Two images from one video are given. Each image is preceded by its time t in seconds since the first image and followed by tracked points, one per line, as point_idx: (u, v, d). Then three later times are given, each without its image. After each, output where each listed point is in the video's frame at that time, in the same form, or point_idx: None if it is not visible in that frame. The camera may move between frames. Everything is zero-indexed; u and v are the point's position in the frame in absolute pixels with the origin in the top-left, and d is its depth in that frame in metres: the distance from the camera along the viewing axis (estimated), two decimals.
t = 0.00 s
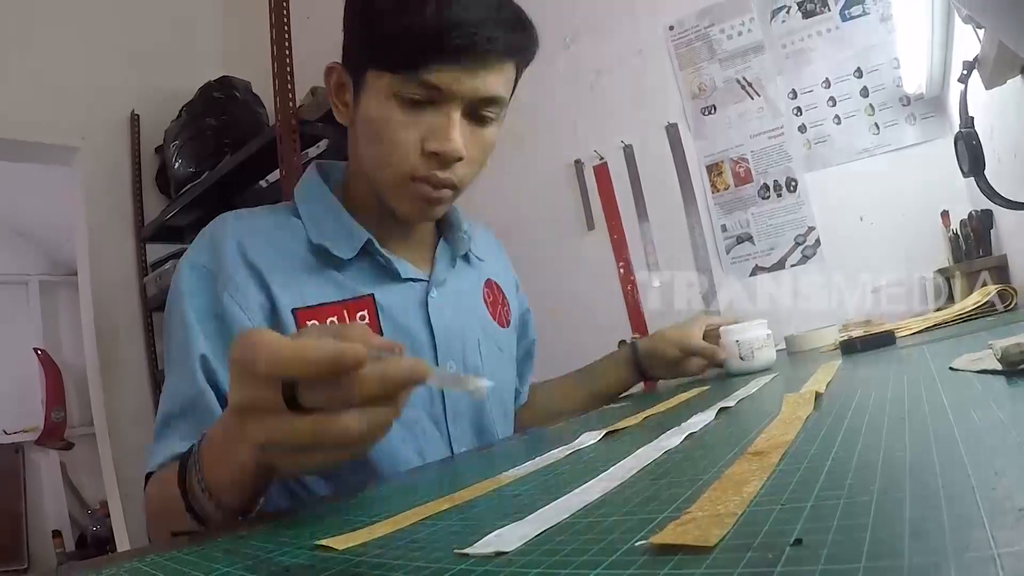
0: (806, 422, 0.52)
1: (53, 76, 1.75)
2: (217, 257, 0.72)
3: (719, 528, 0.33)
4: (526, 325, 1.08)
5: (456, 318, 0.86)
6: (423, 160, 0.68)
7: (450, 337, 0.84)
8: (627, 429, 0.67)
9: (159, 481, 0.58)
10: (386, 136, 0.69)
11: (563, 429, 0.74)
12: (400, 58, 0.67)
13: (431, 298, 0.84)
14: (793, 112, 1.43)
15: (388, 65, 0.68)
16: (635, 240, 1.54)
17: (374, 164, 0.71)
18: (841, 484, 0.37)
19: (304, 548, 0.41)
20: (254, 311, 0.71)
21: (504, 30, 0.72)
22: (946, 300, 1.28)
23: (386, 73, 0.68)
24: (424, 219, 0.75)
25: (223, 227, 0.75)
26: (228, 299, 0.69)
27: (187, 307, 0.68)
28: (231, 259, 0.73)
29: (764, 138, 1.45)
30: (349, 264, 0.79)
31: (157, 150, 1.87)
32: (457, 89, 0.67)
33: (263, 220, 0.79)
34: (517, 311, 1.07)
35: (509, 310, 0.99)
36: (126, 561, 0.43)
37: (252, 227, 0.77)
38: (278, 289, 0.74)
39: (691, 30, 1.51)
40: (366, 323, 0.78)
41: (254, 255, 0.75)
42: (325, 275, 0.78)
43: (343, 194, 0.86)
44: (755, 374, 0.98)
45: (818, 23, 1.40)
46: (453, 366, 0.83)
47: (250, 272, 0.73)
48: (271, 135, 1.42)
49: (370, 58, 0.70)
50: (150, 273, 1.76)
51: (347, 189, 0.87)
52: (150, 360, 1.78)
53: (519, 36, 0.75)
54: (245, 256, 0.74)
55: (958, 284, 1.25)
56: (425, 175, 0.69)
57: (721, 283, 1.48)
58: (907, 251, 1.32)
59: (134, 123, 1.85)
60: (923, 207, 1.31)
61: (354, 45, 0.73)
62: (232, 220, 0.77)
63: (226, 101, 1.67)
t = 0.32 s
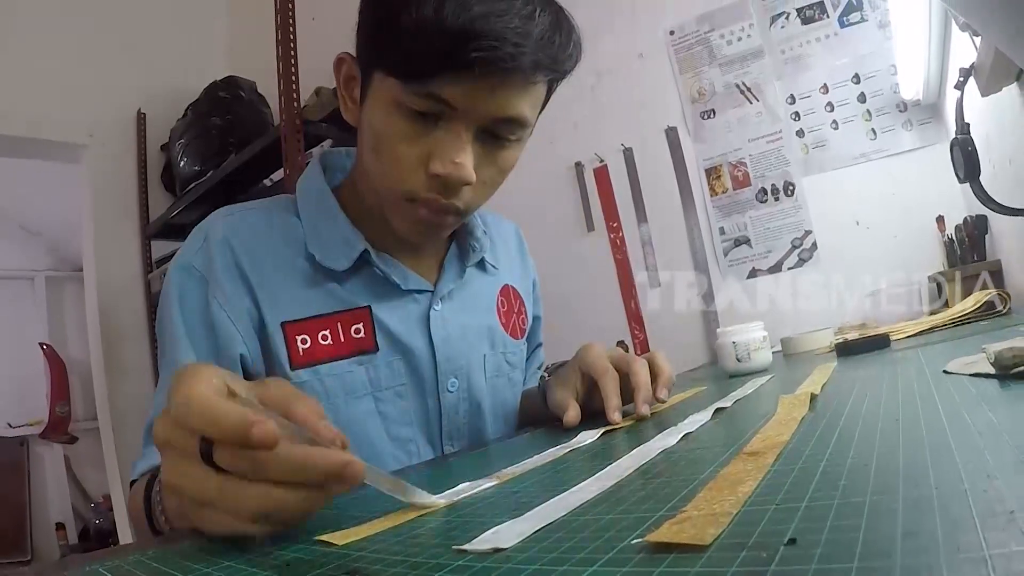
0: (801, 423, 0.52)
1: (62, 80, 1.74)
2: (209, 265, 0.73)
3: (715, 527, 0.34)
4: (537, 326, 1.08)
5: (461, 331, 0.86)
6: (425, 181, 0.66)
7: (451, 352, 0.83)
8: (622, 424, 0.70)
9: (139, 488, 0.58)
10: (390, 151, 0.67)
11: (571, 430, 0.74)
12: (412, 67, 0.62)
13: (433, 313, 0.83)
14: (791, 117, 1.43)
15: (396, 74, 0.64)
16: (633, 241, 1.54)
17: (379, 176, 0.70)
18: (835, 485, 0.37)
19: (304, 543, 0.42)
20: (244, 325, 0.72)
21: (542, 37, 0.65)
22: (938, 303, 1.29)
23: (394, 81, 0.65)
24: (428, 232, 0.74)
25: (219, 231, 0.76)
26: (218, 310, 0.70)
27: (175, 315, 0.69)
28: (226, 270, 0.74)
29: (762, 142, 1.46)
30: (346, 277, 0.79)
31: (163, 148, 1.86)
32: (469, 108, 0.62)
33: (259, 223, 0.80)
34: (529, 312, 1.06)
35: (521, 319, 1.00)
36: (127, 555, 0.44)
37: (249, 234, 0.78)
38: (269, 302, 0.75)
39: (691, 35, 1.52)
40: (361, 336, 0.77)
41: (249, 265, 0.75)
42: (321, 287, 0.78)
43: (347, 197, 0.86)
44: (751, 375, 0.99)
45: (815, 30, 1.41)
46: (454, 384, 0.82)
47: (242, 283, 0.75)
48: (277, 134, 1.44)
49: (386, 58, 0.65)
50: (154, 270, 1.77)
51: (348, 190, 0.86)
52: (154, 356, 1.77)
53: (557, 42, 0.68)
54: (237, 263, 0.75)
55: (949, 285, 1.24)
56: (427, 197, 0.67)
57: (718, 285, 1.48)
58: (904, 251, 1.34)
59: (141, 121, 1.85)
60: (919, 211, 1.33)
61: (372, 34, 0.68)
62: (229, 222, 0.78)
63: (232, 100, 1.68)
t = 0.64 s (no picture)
0: (796, 423, 0.53)
1: (71, 77, 1.76)
2: (214, 263, 0.73)
3: (710, 526, 0.34)
4: (537, 327, 1.09)
5: (460, 331, 0.86)
6: (414, 174, 0.66)
7: (450, 352, 0.83)
8: (619, 424, 0.70)
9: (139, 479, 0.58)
10: (381, 146, 0.68)
11: (569, 428, 0.75)
12: (397, 62, 0.63)
13: (433, 313, 0.84)
14: (789, 121, 1.44)
15: (385, 69, 0.65)
16: (631, 242, 1.55)
17: (372, 171, 0.71)
18: (828, 485, 0.38)
19: (303, 538, 0.42)
20: (246, 322, 0.72)
21: (527, 30, 0.65)
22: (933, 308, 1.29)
23: (384, 78, 0.66)
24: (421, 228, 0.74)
25: (222, 230, 0.77)
26: (222, 307, 0.71)
27: (178, 311, 0.69)
28: (230, 268, 0.74)
29: (761, 146, 1.46)
30: (346, 279, 0.80)
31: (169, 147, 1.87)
32: (454, 102, 0.63)
33: (262, 224, 0.80)
34: (530, 314, 1.07)
35: (521, 320, 1.00)
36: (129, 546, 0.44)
37: (252, 234, 0.78)
38: (271, 300, 0.75)
39: (691, 40, 1.52)
40: (361, 335, 0.78)
41: (252, 264, 0.76)
42: (321, 286, 0.79)
43: (348, 199, 0.86)
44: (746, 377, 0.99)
45: (813, 36, 1.41)
46: (453, 383, 0.82)
47: (244, 280, 0.75)
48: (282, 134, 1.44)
49: (375, 55, 0.66)
50: (160, 266, 1.77)
51: (349, 192, 0.87)
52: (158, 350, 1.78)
53: (544, 34, 0.68)
54: (239, 260, 0.76)
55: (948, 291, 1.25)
56: (416, 190, 0.67)
57: (715, 287, 1.48)
58: (899, 256, 1.35)
59: (147, 120, 1.85)
60: (913, 218, 1.34)
61: (363, 33, 0.69)
62: (233, 221, 0.78)
63: (237, 100, 1.68)
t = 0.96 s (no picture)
0: (792, 423, 0.54)
1: (78, 75, 1.76)
2: (217, 262, 0.74)
3: (706, 524, 0.35)
4: (536, 327, 1.09)
5: (460, 330, 0.87)
6: (413, 174, 0.66)
7: (449, 351, 0.84)
8: (617, 425, 0.70)
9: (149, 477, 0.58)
10: (380, 146, 0.68)
11: (569, 426, 0.75)
12: (395, 61, 0.64)
13: (433, 312, 0.84)
14: (787, 126, 1.44)
15: (383, 69, 0.65)
16: (630, 244, 1.56)
17: (371, 171, 0.71)
18: (822, 486, 0.38)
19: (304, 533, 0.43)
20: (249, 320, 0.73)
21: (523, 32, 0.66)
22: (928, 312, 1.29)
23: (382, 78, 0.66)
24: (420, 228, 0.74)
25: (225, 229, 0.77)
26: (226, 306, 0.71)
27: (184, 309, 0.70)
28: (233, 268, 0.75)
29: (758, 151, 1.46)
30: (348, 279, 0.80)
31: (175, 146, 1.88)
32: (450, 102, 0.63)
33: (264, 223, 0.81)
34: (529, 313, 1.08)
35: (521, 319, 1.01)
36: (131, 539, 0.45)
37: (256, 234, 0.79)
38: (273, 300, 0.76)
39: (691, 45, 1.52)
40: (361, 334, 0.78)
41: (255, 263, 0.76)
42: (322, 286, 0.79)
43: (350, 199, 0.87)
44: (741, 378, 1.00)
45: (811, 42, 1.42)
46: (452, 382, 0.83)
47: (246, 279, 0.75)
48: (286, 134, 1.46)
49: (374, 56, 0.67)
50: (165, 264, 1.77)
51: (351, 192, 0.87)
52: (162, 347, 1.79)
53: (540, 37, 0.69)
54: (242, 260, 0.76)
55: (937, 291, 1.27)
56: (415, 190, 0.67)
57: (712, 290, 1.49)
58: (893, 260, 1.35)
59: (154, 119, 1.86)
60: (908, 223, 1.34)
61: (363, 35, 0.70)
62: (236, 220, 0.79)
63: (243, 100, 1.68)
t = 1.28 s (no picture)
0: (788, 424, 0.54)
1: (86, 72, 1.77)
2: (227, 259, 0.74)
3: (701, 523, 0.35)
4: (537, 328, 1.10)
5: (462, 328, 0.87)
6: (441, 183, 0.67)
7: (450, 347, 0.84)
8: (614, 424, 0.70)
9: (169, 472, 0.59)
10: (407, 154, 0.68)
11: (566, 424, 0.76)
12: (428, 73, 0.63)
13: (435, 310, 0.85)
14: (785, 131, 1.45)
15: (414, 79, 0.65)
16: (629, 245, 1.56)
17: (394, 177, 0.72)
18: (816, 487, 0.39)
19: (304, 528, 0.43)
20: (256, 315, 0.74)
21: (552, 48, 0.67)
22: (922, 316, 1.30)
23: (411, 87, 0.66)
24: (440, 231, 0.76)
25: (236, 225, 0.78)
26: (235, 302, 0.72)
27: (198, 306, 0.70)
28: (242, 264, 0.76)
29: (756, 155, 1.47)
30: (353, 275, 0.81)
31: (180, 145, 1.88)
32: (483, 114, 0.64)
33: (273, 220, 0.81)
34: (529, 314, 1.08)
35: (521, 320, 1.01)
36: (134, 534, 0.45)
37: (266, 231, 0.79)
38: (280, 295, 0.76)
39: (692, 50, 1.53)
40: (365, 330, 0.79)
41: (262, 260, 0.77)
42: (327, 282, 0.80)
43: (357, 199, 0.87)
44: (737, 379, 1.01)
45: (809, 49, 1.42)
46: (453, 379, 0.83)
47: (256, 275, 0.76)
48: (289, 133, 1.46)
49: (403, 65, 0.67)
50: (168, 261, 1.78)
51: (358, 192, 0.88)
52: (165, 343, 1.79)
53: (566, 53, 0.70)
54: (251, 255, 0.76)
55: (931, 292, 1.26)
56: (442, 198, 0.69)
57: (708, 293, 1.49)
58: (888, 263, 1.35)
59: (159, 116, 1.86)
60: (904, 228, 1.34)
61: (390, 41, 0.69)
62: (245, 218, 0.80)
63: (247, 100, 1.70)
